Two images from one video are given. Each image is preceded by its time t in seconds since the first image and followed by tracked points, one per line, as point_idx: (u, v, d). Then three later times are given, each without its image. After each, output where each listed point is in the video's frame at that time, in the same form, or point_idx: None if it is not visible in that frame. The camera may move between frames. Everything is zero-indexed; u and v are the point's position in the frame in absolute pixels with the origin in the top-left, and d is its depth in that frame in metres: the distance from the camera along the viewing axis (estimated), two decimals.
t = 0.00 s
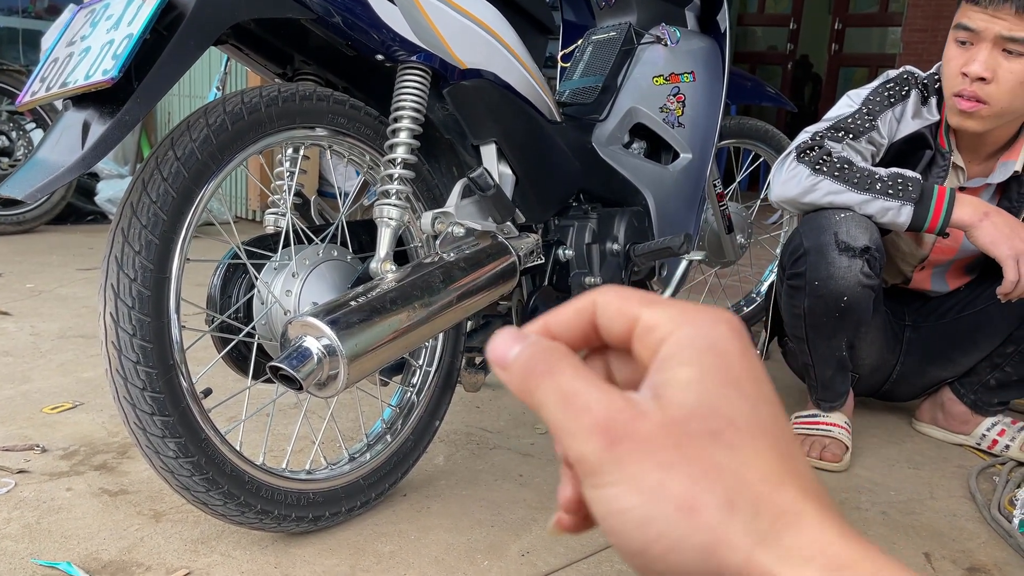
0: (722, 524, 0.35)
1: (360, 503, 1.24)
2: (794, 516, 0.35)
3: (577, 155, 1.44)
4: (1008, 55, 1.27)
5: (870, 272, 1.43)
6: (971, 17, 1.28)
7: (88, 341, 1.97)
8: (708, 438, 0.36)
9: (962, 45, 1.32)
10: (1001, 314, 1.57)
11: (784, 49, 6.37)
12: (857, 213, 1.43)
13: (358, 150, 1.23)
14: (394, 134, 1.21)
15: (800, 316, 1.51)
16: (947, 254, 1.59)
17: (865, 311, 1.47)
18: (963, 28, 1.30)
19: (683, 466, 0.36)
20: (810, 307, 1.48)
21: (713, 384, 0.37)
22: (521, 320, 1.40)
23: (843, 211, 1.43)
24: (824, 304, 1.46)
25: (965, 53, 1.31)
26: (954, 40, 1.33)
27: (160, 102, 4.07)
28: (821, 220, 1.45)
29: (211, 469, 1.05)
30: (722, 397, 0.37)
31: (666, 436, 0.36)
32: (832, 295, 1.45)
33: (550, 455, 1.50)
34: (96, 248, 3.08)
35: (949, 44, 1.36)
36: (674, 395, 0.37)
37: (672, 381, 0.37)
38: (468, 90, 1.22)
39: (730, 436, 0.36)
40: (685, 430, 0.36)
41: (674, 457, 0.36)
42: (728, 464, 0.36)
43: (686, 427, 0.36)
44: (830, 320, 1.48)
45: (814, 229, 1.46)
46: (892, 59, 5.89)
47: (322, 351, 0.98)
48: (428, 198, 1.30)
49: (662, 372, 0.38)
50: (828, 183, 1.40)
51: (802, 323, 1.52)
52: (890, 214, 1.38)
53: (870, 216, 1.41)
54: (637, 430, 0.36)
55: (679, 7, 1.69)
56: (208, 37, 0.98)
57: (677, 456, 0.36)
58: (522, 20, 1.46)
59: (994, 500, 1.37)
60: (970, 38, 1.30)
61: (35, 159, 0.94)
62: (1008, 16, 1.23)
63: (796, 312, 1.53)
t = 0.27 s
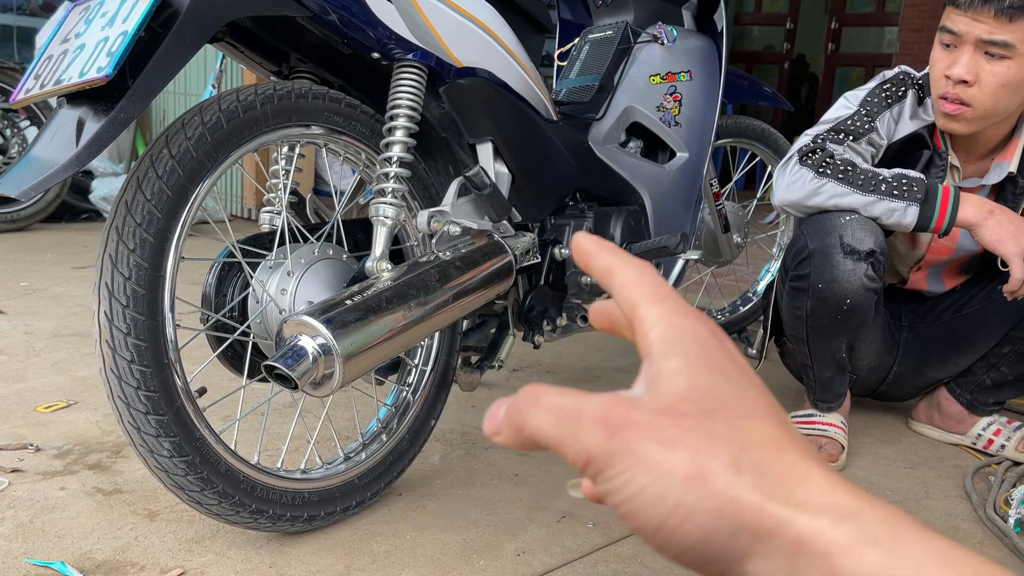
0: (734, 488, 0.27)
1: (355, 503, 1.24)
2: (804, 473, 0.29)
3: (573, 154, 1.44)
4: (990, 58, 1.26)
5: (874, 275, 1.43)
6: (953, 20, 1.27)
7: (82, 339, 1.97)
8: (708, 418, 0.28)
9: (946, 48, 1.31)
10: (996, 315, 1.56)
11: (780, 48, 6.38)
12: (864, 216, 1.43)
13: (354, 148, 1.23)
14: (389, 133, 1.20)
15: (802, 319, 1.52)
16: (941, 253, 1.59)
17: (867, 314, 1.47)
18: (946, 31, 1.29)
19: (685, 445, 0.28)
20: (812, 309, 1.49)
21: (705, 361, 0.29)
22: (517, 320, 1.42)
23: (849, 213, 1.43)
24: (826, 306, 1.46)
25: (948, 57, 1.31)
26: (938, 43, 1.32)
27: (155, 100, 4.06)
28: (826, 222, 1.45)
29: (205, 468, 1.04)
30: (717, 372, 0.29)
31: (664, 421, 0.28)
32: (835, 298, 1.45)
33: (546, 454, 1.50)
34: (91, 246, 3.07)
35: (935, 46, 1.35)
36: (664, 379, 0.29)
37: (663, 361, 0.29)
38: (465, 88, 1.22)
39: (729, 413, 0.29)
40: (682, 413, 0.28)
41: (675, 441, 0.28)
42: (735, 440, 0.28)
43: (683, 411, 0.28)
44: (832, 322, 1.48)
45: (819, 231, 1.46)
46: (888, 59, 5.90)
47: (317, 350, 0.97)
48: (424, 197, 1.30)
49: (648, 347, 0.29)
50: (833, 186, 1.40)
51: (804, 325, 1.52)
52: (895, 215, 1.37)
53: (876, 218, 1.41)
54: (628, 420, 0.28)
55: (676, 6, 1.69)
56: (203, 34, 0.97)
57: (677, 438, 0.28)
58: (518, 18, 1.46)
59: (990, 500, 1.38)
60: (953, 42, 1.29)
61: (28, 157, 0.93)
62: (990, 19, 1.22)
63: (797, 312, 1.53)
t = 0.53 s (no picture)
0: (760, 491, 0.32)
1: (345, 503, 1.24)
2: (827, 481, 0.33)
3: (565, 155, 1.44)
4: (967, 59, 1.27)
5: (880, 279, 1.44)
6: (930, 23, 1.28)
7: (73, 339, 1.96)
8: (739, 428, 0.33)
9: (924, 51, 1.32)
10: (985, 316, 1.57)
11: (774, 48, 6.39)
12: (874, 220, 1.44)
13: (345, 149, 1.23)
14: (380, 134, 1.20)
15: (802, 320, 1.51)
16: (927, 254, 1.62)
17: (868, 319, 1.47)
18: (925, 35, 1.30)
19: (719, 450, 0.32)
20: (815, 312, 1.48)
21: (740, 382, 0.35)
22: (509, 320, 1.42)
23: (859, 216, 1.44)
24: (830, 309, 1.46)
25: (927, 59, 1.31)
26: (917, 46, 1.33)
27: (149, 98, 4.05)
28: (836, 225, 1.46)
29: (195, 469, 1.05)
30: (750, 392, 0.35)
31: (698, 427, 0.33)
32: (840, 301, 1.45)
33: (537, 454, 1.50)
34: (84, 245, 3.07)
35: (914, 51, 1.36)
36: (701, 393, 0.34)
37: (700, 378, 0.35)
38: (456, 89, 1.22)
39: (759, 425, 0.34)
40: (715, 422, 0.33)
41: (707, 444, 0.32)
42: (765, 448, 0.33)
43: (715, 420, 0.34)
44: (834, 325, 1.48)
45: (829, 233, 1.46)
46: (882, 59, 5.91)
47: (306, 350, 0.98)
48: (416, 197, 1.31)
49: (691, 363, 0.35)
50: (842, 189, 1.41)
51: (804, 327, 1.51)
52: (905, 217, 1.38)
53: (885, 221, 1.42)
54: (666, 425, 0.33)
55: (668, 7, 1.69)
56: (193, 35, 0.98)
57: (710, 441, 0.33)
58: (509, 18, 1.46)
59: (978, 499, 1.39)
60: (931, 44, 1.30)
61: (17, 158, 0.93)
62: (966, 20, 1.24)
63: (796, 313, 1.52)
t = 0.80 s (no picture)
0: (768, 501, 0.32)
1: (334, 501, 1.23)
2: (837, 492, 0.33)
3: (557, 153, 1.44)
4: (958, 59, 1.27)
5: (881, 281, 1.44)
6: (920, 23, 1.28)
7: (63, 337, 1.95)
8: (750, 439, 0.33)
9: (915, 50, 1.31)
10: (977, 314, 1.57)
11: (769, 46, 6.40)
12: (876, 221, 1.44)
13: (335, 145, 1.22)
14: (370, 130, 1.20)
15: (801, 319, 1.51)
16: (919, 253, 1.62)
17: (867, 319, 1.47)
18: (915, 35, 1.30)
19: (727, 461, 0.33)
20: (815, 312, 1.48)
21: (753, 395, 0.35)
22: (500, 318, 1.43)
23: (861, 217, 1.44)
24: (830, 308, 1.46)
25: (918, 59, 1.31)
26: (907, 45, 1.33)
27: (142, 96, 4.03)
28: (838, 225, 1.45)
29: (182, 467, 1.04)
30: (763, 405, 0.35)
31: (708, 440, 0.33)
32: (840, 301, 1.45)
33: (528, 452, 1.50)
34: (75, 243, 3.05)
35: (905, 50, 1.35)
36: (713, 407, 0.35)
37: (712, 393, 0.35)
38: (445, 86, 1.22)
39: (771, 436, 0.34)
40: (726, 434, 0.34)
41: (716, 456, 0.33)
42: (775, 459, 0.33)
43: (727, 432, 0.34)
44: (833, 325, 1.47)
45: (831, 233, 1.45)
46: (876, 58, 5.92)
47: (293, 348, 0.97)
48: (405, 194, 1.31)
49: (704, 378, 0.35)
50: (844, 189, 1.41)
51: (802, 326, 1.51)
52: (908, 216, 1.37)
53: (889, 222, 1.41)
54: (676, 437, 0.33)
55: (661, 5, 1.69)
56: (180, 30, 0.97)
57: (719, 454, 0.33)
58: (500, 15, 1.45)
59: (969, 497, 1.39)
60: (922, 44, 1.29)
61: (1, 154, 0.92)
62: (957, 20, 1.23)
63: (794, 313, 1.52)
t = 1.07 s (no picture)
0: (791, 491, 0.33)
1: (330, 498, 1.23)
2: (859, 486, 0.34)
3: (553, 150, 1.44)
4: (961, 58, 1.27)
5: (875, 277, 1.44)
6: (923, 21, 1.27)
7: (58, 334, 1.94)
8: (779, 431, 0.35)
9: (917, 48, 1.31)
10: (973, 311, 1.57)
11: (765, 44, 6.40)
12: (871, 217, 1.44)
13: (330, 141, 1.22)
14: (365, 126, 1.19)
15: (797, 315, 1.51)
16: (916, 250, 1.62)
17: (861, 316, 1.48)
18: (916, 32, 1.29)
19: (754, 449, 0.34)
20: (809, 307, 1.48)
21: (785, 389, 0.36)
22: (496, 315, 1.41)
23: (857, 213, 1.43)
24: (824, 304, 1.46)
25: (919, 57, 1.31)
26: (909, 42, 1.32)
27: (137, 92, 4.02)
28: (833, 220, 1.45)
29: (176, 464, 1.04)
30: (795, 399, 0.36)
31: (739, 429, 0.35)
32: (834, 297, 1.45)
33: (524, 449, 1.50)
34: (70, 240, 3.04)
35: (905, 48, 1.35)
36: (747, 398, 0.36)
37: (747, 385, 0.36)
38: (441, 82, 1.21)
39: (799, 428, 0.35)
40: (756, 424, 0.35)
41: (744, 445, 0.34)
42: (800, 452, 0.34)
43: (757, 423, 0.35)
44: (828, 321, 1.48)
45: (828, 229, 1.45)
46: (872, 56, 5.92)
47: (288, 344, 0.97)
48: (401, 190, 1.30)
49: (739, 371, 0.37)
50: (840, 185, 1.40)
51: (798, 322, 1.51)
52: (903, 212, 1.38)
53: (883, 217, 1.41)
54: (708, 425, 0.34)
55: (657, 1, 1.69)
56: (173, 25, 0.96)
57: (748, 443, 0.34)
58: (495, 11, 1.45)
59: (964, 493, 1.39)
60: (924, 42, 1.29)
61: None
62: (961, 20, 1.23)
63: (790, 309, 1.53)
